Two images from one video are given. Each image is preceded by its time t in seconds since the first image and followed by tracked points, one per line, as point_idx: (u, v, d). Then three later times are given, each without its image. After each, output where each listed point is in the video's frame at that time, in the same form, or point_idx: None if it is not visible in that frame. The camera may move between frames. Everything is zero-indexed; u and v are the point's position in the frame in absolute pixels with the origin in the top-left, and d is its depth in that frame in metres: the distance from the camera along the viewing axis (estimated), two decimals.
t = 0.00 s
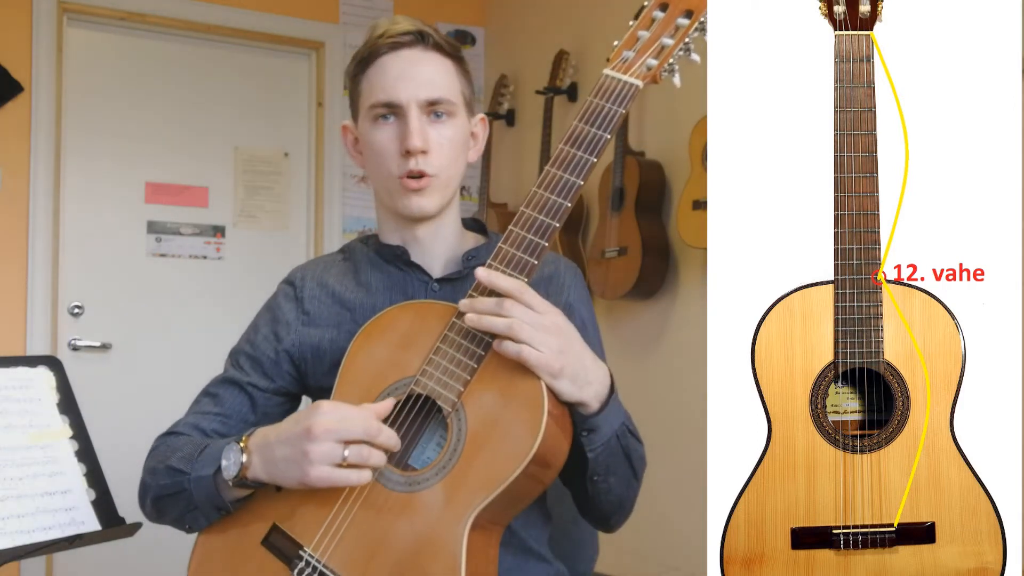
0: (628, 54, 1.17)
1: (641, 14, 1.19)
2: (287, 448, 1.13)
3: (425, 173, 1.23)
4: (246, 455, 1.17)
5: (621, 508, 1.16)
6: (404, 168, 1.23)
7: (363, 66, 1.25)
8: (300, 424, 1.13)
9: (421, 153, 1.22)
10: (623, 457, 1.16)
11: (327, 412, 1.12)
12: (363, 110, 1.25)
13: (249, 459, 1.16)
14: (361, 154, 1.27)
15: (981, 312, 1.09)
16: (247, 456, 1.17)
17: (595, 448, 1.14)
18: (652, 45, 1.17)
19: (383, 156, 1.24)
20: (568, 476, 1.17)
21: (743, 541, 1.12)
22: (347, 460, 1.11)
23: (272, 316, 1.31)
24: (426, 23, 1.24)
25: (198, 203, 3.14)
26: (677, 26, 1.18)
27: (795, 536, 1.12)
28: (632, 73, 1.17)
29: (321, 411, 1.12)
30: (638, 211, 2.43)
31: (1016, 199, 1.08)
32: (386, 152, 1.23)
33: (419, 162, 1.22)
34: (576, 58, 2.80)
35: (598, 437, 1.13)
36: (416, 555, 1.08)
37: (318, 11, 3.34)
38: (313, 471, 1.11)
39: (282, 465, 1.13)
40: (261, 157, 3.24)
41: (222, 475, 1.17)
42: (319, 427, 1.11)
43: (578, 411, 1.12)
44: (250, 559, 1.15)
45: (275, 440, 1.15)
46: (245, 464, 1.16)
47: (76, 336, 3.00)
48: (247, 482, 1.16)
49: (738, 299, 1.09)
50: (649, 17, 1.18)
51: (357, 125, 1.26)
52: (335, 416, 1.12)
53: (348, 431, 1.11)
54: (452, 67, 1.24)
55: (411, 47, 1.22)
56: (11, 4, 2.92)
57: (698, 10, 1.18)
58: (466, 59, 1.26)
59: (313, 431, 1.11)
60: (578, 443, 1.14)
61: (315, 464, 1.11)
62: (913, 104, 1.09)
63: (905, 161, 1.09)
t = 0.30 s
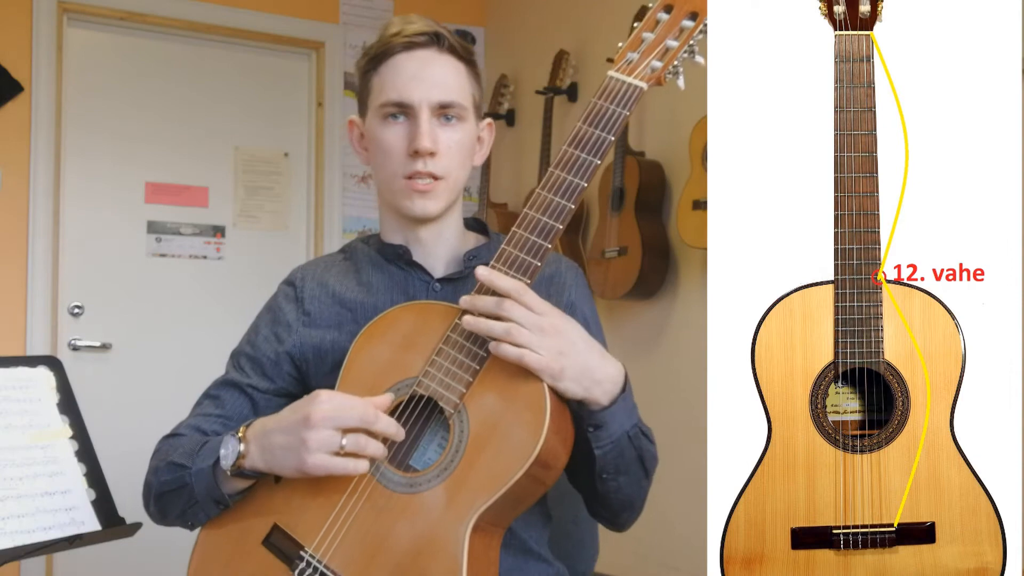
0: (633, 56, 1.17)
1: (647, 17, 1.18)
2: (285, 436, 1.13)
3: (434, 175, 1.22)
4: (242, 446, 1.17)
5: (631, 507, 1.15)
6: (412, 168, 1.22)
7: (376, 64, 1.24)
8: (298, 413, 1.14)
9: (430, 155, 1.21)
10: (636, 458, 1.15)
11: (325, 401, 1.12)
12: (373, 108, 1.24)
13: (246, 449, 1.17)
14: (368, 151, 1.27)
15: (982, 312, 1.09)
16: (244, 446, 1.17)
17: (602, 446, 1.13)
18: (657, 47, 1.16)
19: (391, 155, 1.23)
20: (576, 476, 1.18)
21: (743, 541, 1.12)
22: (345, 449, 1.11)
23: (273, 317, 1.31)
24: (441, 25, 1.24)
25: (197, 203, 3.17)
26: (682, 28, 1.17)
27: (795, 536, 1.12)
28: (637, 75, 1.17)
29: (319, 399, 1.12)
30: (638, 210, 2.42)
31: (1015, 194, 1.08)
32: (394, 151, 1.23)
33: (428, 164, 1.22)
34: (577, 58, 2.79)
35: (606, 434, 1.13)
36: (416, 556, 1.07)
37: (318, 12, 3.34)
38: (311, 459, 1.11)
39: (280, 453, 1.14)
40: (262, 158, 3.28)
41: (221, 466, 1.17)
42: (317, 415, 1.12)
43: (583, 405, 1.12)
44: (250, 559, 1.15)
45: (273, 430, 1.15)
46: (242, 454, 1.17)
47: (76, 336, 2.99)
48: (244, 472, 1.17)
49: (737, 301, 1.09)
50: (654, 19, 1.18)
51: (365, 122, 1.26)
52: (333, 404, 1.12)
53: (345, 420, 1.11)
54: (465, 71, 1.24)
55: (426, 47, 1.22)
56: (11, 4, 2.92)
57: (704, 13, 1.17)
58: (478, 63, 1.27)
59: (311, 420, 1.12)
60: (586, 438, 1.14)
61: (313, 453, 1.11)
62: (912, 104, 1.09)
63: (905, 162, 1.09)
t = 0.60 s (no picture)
0: (640, 58, 1.16)
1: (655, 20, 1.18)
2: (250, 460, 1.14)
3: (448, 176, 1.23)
4: (229, 458, 1.18)
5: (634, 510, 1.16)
6: (426, 168, 1.23)
7: (396, 61, 1.23)
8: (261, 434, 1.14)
9: (445, 156, 1.22)
10: (639, 463, 1.16)
11: (280, 429, 1.11)
12: (390, 106, 1.24)
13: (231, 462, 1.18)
14: (380, 146, 1.27)
15: (982, 312, 1.10)
16: (230, 459, 1.18)
17: (603, 450, 1.14)
18: (666, 49, 1.16)
19: (405, 154, 1.23)
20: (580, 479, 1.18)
21: (743, 541, 1.12)
22: (296, 477, 1.11)
23: (279, 316, 1.32)
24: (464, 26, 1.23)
25: (198, 203, 3.10)
26: (691, 31, 1.18)
27: (795, 536, 1.12)
28: (644, 78, 1.16)
29: (276, 426, 1.12)
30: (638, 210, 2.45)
31: (1014, 194, 1.11)
32: (410, 151, 1.23)
33: (443, 165, 1.23)
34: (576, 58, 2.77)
35: (608, 438, 1.14)
36: (418, 557, 1.08)
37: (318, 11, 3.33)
38: (265, 487, 1.12)
39: (247, 473, 1.15)
40: (262, 158, 3.17)
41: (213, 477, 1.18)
42: (270, 441, 1.11)
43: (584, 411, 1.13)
44: (251, 560, 1.15)
45: (243, 451, 1.16)
46: (229, 467, 1.17)
47: (76, 336, 3.02)
48: (232, 484, 1.17)
49: (737, 300, 1.09)
50: (663, 21, 1.18)
51: (380, 117, 1.26)
52: (288, 433, 1.11)
53: (294, 447, 1.10)
54: (485, 74, 1.22)
55: (447, 48, 1.21)
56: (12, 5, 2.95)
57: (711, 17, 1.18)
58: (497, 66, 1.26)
59: (264, 449, 1.12)
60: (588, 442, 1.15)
61: (266, 481, 1.12)
62: (912, 103, 1.10)
63: (905, 162, 1.10)
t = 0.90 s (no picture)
0: (653, 63, 1.11)
1: (669, 23, 1.12)
2: (271, 494, 1.14)
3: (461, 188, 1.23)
4: (256, 477, 1.15)
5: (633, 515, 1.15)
6: (440, 181, 1.23)
7: (402, 71, 1.22)
8: (295, 473, 1.12)
9: (458, 170, 1.21)
10: (637, 471, 1.15)
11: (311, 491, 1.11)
12: (398, 117, 1.23)
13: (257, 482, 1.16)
14: (388, 154, 1.26)
15: (981, 312, 1.10)
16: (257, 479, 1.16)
17: (603, 459, 1.13)
18: (679, 54, 1.10)
19: (417, 167, 1.23)
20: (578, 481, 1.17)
21: (743, 541, 1.12)
22: (304, 543, 1.12)
23: (284, 313, 1.31)
24: (466, 30, 1.22)
25: (197, 203, 2.84)
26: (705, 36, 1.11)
27: (795, 536, 1.12)
28: (657, 83, 1.11)
29: (309, 483, 1.11)
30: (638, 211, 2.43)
31: (1015, 198, 1.10)
32: (421, 164, 1.22)
33: (456, 177, 1.22)
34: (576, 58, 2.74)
35: (608, 449, 1.13)
36: (419, 560, 1.09)
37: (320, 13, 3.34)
38: (274, 529, 1.14)
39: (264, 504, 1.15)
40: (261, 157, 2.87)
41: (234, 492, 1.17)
42: (295, 497, 1.11)
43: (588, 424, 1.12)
44: (251, 559, 1.17)
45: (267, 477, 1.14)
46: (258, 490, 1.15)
47: (76, 336, 3.05)
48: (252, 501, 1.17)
49: (737, 300, 1.09)
50: (677, 26, 1.12)
51: (387, 126, 1.25)
52: (315, 498, 1.11)
53: (316, 518, 1.11)
54: (491, 78, 1.22)
55: (453, 56, 1.20)
56: (13, 6, 3.00)
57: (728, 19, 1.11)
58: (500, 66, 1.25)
59: (288, 501, 1.12)
60: (586, 453, 1.13)
61: (279, 526, 1.13)
62: (912, 104, 1.10)
63: (905, 162, 1.10)
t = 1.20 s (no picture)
0: (656, 66, 1.19)
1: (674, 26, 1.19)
2: (311, 484, 1.12)
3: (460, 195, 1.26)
4: (282, 465, 1.15)
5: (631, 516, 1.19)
6: (438, 189, 1.25)
7: (392, 81, 1.22)
8: (334, 473, 1.13)
9: (456, 178, 1.24)
10: (637, 472, 1.18)
11: (360, 493, 1.12)
12: (392, 128, 1.24)
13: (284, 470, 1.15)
14: (381, 160, 1.27)
15: (981, 312, 1.11)
16: (284, 466, 1.15)
17: (604, 460, 1.16)
18: (681, 58, 1.18)
19: (415, 177, 1.25)
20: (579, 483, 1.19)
21: (743, 541, 1.12)
22: (333, 539, 1.11)
23: (284, 311, 1.31)
24: (454, 32, 1.22)
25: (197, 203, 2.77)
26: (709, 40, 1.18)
27: (795, 536, 1.12)
28: (660, 85, 1.19)
29: (361, 485, 1.13)
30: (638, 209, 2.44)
31: (1014, 197, 1.11)
32: (419, 174, 1.24)
33: (455, 184, 1.25)
34: (577, 58, 2.72)
35: (609, 451, 1.16)
36: (422, 561, 1.10)
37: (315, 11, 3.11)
38: (304, 521, 1.12)
39: (293, 495, 1.13)
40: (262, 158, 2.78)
41: (249, 482, 1.17)
42: (342, 492, 1.12)
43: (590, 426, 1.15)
44: (251, 560, 1.15)
45: (307, 470, 1.14)
46: (288, 483, 1.14)
47: (76, 336, 3.08)
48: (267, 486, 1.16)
49: (737, 300, 1.10)
50: (681, 28, 1.19)
51: (380, 135, 1.25)
52: (362, 500, 1.12)
53: (358, 518, 1.11)
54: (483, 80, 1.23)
55: (444, 63, 1.21)
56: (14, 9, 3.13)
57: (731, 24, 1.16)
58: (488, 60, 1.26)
59: (336, 492, 1.12)
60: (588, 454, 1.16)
61: (311, 519, 1.12)
62: (912, 104, 1.11)
63: (905, 162, 1.11)
